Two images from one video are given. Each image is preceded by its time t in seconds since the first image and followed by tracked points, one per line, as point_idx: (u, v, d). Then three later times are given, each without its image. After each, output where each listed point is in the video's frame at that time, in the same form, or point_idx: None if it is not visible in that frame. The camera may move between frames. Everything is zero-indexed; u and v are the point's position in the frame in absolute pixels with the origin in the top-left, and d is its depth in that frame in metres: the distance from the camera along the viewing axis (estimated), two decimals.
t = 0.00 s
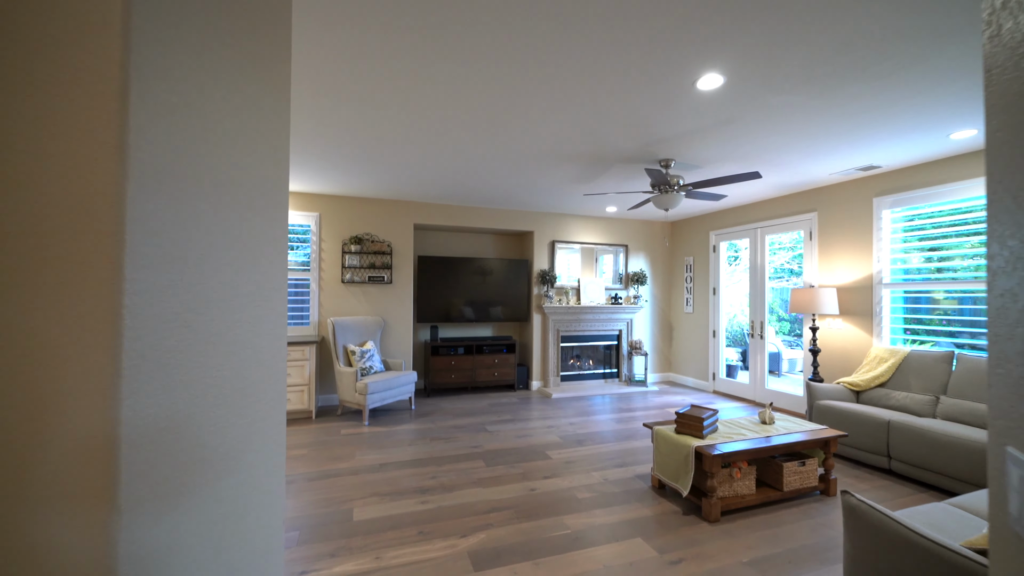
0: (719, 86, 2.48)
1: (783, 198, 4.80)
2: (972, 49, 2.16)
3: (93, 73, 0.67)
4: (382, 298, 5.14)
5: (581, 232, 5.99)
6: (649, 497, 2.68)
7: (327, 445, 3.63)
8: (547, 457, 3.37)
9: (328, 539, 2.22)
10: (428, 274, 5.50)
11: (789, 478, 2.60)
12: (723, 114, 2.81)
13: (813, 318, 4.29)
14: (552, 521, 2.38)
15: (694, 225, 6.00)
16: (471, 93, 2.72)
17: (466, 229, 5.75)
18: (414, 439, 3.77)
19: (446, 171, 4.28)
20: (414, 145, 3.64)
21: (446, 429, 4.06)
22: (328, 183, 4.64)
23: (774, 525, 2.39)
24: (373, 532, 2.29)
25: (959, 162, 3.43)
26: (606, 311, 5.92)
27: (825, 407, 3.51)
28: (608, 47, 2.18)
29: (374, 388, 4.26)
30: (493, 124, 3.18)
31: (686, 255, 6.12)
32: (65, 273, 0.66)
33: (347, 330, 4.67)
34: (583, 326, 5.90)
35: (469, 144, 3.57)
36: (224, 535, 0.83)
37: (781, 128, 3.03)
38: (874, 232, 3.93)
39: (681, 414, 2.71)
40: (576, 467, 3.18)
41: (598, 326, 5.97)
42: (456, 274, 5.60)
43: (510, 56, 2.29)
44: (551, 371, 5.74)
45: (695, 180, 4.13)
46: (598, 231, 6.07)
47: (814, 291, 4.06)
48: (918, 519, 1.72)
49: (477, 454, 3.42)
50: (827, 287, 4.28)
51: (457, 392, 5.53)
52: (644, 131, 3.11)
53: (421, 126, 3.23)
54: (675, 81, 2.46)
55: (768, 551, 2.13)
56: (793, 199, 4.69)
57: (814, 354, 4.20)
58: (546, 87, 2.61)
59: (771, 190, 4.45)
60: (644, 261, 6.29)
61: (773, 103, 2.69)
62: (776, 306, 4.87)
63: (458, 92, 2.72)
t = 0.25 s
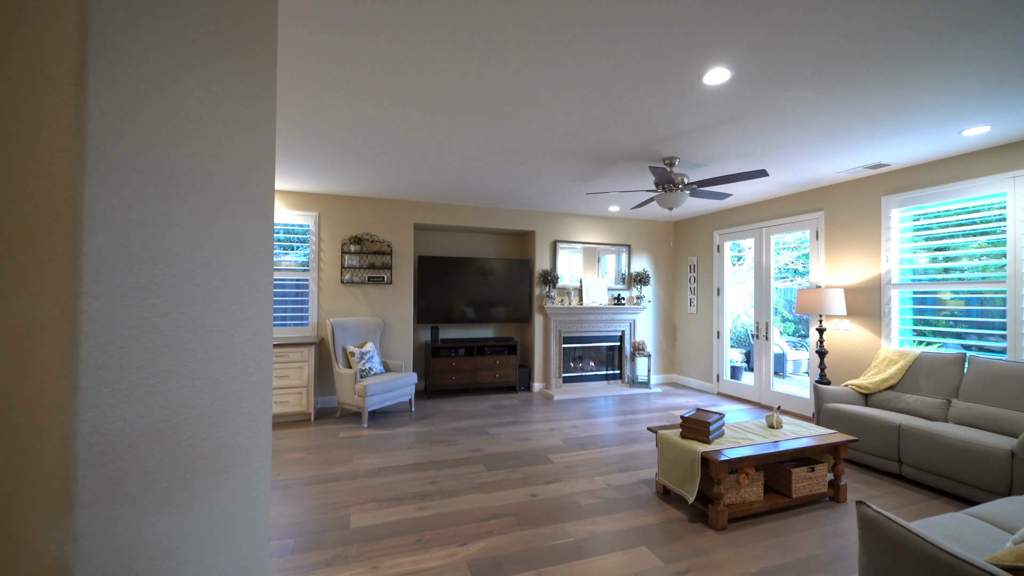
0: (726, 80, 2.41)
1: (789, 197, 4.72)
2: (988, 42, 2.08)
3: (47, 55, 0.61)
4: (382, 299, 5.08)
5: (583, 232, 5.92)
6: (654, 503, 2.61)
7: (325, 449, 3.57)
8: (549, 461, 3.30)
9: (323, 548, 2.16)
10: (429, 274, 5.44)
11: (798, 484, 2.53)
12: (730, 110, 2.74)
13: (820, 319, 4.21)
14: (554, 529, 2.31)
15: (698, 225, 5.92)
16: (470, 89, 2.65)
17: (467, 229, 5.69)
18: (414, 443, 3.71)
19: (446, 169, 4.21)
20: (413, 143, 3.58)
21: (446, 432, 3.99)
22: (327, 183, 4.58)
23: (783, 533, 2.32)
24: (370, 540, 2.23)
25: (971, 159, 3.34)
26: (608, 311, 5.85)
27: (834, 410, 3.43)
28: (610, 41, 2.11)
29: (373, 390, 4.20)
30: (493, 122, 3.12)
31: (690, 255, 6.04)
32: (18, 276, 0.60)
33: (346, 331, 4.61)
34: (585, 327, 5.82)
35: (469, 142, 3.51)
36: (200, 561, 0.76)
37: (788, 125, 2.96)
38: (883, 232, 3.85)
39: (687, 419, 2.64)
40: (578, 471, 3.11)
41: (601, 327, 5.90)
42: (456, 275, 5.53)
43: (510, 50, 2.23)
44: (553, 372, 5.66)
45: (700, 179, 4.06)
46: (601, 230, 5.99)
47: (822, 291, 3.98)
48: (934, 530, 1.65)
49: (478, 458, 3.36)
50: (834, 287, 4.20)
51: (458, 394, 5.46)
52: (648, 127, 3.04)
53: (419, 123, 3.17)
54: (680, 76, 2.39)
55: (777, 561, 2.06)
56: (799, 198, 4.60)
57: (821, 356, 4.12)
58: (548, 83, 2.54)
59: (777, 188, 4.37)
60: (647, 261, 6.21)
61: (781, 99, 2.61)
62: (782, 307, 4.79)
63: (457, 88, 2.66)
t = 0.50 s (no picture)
0: (734, 75, 2.33)
1: (796, 196, 4.65)
2: (1004, 36, 2.02)
3: None
4: (382, 299, 5.03)
5: (586, 232, 5.85)
6: (659, 510, 2.55)
7: (324, 452, 3.52)
8: (551, 465, 3.24)
9: (320, 556, 2.11)
10: (430, 274, 5.38)
11: (807, 491, 2.45)
12: (737, 106, 2.67)
13: (828, 320, 4.13)
14: (557, 536, 2.25)
15: (702, 225, 5.85)
16: (471, 86, 2.60)
17: (468, 229, 5.63)
18: (414, 446, 3.65)
19: (446, 168, 4.16)
20: (413, 141, 3.52)
21: (446, 434, 3.94)
22: (327, 182, 4.53)
23: (793, 541, 2.25)
24: (367, 547, 2.17)
25: (983, 157, 3.27)
26: (611, 312, 5.78)
27: (842, 414, 3.36)
28: (615, 34, 2.05)
29: (373, 392, 4.15)
30: (495, 120, 3.07)
31: (694, 255, 5.97)
32: None
33: (346, 332, 4.56)
34: (588, 328, 5.76)
35: (470, 140, 3.45)
36: None
37: (797, 122, 2.89)
38: (892, 231, 3.77)
39: (692, 423, 2.58)
40: (581, 476, 3.05)
41: (603, 328, 5.83)
42: (458, 275, 5.47)
43: (512, 44, 2.16)
44: (555, 374, 5.60)
45: (705, 177, 3.99)
46: (603, 230, 5.93)
47: (830, 292, 3.90)
48: (953, 541, 1.58)
49: (478, 462, 3.30)
50: (841, 288, 4.13)
51: (459, 396, 5.41)
52: (653, 125, 2.98)
53: (420, 120, 3.11)
54: (687, 71, 2.32)
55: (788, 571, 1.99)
56: (806, 197, 4.53)
57: (829, 358, 4.04)
58: (550, 79, 2.48)
59: (784, 187, 4.30)
60: (650, 261, 6.14)
61: (790, 95, 2.55)
62: (788, 308, 4.71)
63: (458, 85, 2.61)
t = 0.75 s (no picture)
0: (743, 68, 2.26)
1: (804, 195, 4.56)
2: None
3: None
4: (383, 300, 4.98)
5: (590, 231, 5.78)
6: (666, 517, 2.48)
7: (323, 455, 3.47)
8: (554, 469, 3.17)
9: (317, 564, 2.05)
10: (431, 275, 5.32)
11: (819, 498, 2.38)
12: (745, 101, 2.59)
13: (837, 321, 4.05)
14: (561, 545, 2.19)
15: (707, 224, 5.77)
16: (472, 82, 2.53)
17: (470, 228, 5.57)
18: (415, 449, 3.59)
19: (448, 167, 4.10)
20: (414, 139, 3.46)
21: (448, 437, 3.88)
22: (328, 182, 4.48)
23: (805, 550, 2.17)
24: (365, 556, 2.11)
25: (999, 153, 3.17)
26: (616, 313, 5.71)
27: (853, 417, 3.27)
28: (620, 27, 1.98)
29: (374, 394, 4.10)
30: (497, 117, 3.01)
31: (699, 254, 5.89)
32: None
33: (347, 333, 4.50)
34: (591, 328, 5.68)
35: (472, 138, 3.39)
36: None
37: (807, 117, 2.81)
38: (904, 230, 3.68)
39: (700, 428, 2.50)
40: (585, 481, 2.98)
41: (607, 329, 5.76)
42: (460, 275, 5.41)
43: (513, 39, 2.09)
44: (558, 375, 5.53)
45: (711, 175, 3.91)
46: (607, 229, 5.85)
47: (840, 292, 3.81)
48: (977, 556, 1.51)
49: (480, 465, 3.24)
50: (851, 288, 4.04)
51: (461, 397, 5.35)
52: (659, 121, 2.91)
53: (420, 118, 3.05)
54: (694, 65, 2.25)
55: None
56: (814, 195, 4.44)
57: (839, 360, 3.95)
58: (553, 74, 2.41)
59: (792, 185, 4.21)
60: (655, 261, 6.06)
61: (801, 90, 2.47)
62: (796, 308, 4.62)
63: (458, 81, 2.54)
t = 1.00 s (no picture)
0: (755, 61, 2.18)
1: (814, 193, 4.46)
2: None
3: None
4: (385, 300, 4.92)
5: (594, 231, 5.70)
6: (674, 525, 2.40)
7: (323, 458, 3.41)
8: (559, 474, 3.10)
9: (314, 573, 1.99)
10: (434, 274, 5.26)
11: (833, 506, 2.30)
12: (756, 95, 2.51)
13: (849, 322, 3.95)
14: (566, 554, 2.12)
15: (714, 223, 5.67)
16: (474, 77, 2.46)
17: (473, 228, 5.51)
18: (416, 452, 3.53)
19: (450, 165, 4.04)
20: (415, 137, 3.40)
21: (450, 440, 3.81)
22: (329, 180, 4.43)
23: (820, 561, 2.09)
24: (364, 564, 2.05)
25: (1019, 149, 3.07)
26: (620, 313, 5.62)
27: (867, 422, 3.18)
28: (627, 18, 1.91)
29: (375, 396, 4.04)
30: (500, 114, 2.93)
31: (705, 254, 5.80)
32: None
33: (348, 333, 4.45)
34: (596, 329, 5.60)
35: (474, 135, 3.32)
36: None
37: (819, 112, 2.72)
38: (918, 229, 3.57)
39: (710, 433, 2.43)
40: (590, 486, 2.91)
41: (612, 330, 5.67)
42: (462, 275, 5.35)
43: (516, 31, 2.02)
44: (562, 377, 5.45)
45: (719, 173, 3.82)
46: (612, 229, 5.77)
47: (852, 293, 3.72)
48: (1007, 572, 1.43)
49: (483, 470, 3.17)
50: (863, 288, 3.94)
51: (464, 399, 5.28)
52: (666, 117, 2.83)
53: (421, 114, 2.99)
54: (704, 57, 2.17)
55: None
56: (824, 193, 4.34)
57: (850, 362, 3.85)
58: (558, 68, 2.34)
59: (802, 183, 4.12)
60: (660, 261, 5.97)
61: (814, 83, 2.38)
62: (805, 309, 4.52)
63: (460, 77, 2.48)
